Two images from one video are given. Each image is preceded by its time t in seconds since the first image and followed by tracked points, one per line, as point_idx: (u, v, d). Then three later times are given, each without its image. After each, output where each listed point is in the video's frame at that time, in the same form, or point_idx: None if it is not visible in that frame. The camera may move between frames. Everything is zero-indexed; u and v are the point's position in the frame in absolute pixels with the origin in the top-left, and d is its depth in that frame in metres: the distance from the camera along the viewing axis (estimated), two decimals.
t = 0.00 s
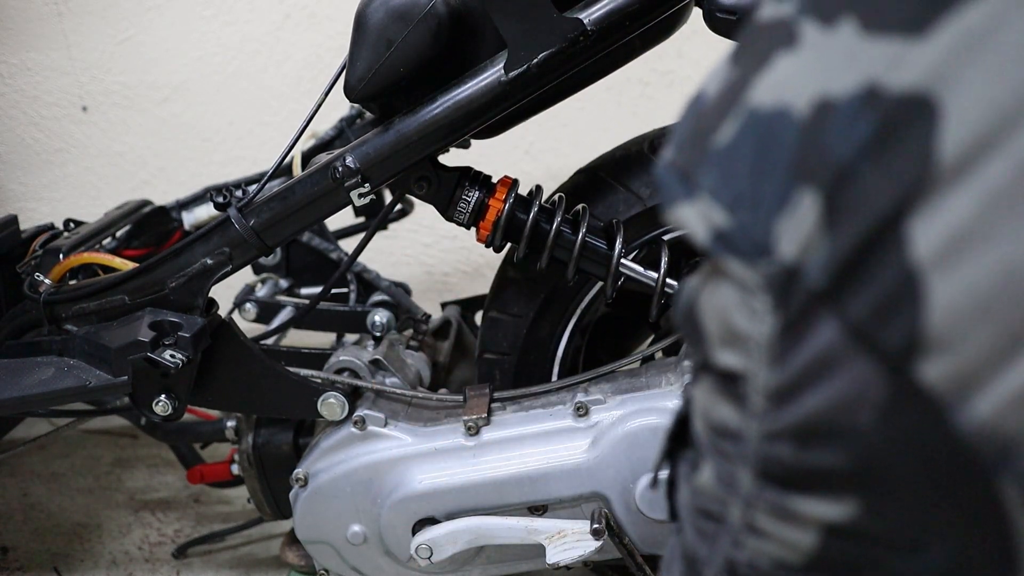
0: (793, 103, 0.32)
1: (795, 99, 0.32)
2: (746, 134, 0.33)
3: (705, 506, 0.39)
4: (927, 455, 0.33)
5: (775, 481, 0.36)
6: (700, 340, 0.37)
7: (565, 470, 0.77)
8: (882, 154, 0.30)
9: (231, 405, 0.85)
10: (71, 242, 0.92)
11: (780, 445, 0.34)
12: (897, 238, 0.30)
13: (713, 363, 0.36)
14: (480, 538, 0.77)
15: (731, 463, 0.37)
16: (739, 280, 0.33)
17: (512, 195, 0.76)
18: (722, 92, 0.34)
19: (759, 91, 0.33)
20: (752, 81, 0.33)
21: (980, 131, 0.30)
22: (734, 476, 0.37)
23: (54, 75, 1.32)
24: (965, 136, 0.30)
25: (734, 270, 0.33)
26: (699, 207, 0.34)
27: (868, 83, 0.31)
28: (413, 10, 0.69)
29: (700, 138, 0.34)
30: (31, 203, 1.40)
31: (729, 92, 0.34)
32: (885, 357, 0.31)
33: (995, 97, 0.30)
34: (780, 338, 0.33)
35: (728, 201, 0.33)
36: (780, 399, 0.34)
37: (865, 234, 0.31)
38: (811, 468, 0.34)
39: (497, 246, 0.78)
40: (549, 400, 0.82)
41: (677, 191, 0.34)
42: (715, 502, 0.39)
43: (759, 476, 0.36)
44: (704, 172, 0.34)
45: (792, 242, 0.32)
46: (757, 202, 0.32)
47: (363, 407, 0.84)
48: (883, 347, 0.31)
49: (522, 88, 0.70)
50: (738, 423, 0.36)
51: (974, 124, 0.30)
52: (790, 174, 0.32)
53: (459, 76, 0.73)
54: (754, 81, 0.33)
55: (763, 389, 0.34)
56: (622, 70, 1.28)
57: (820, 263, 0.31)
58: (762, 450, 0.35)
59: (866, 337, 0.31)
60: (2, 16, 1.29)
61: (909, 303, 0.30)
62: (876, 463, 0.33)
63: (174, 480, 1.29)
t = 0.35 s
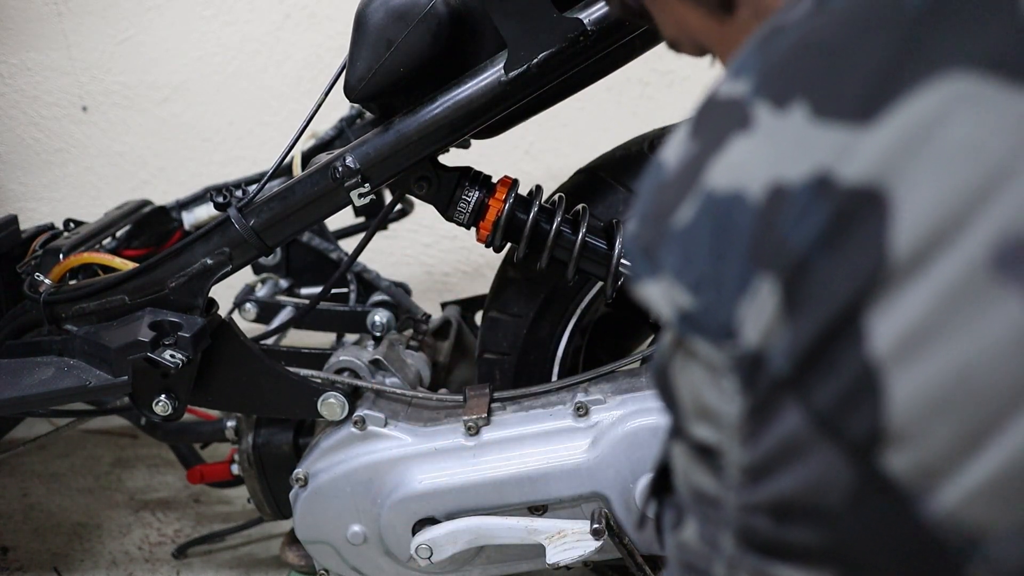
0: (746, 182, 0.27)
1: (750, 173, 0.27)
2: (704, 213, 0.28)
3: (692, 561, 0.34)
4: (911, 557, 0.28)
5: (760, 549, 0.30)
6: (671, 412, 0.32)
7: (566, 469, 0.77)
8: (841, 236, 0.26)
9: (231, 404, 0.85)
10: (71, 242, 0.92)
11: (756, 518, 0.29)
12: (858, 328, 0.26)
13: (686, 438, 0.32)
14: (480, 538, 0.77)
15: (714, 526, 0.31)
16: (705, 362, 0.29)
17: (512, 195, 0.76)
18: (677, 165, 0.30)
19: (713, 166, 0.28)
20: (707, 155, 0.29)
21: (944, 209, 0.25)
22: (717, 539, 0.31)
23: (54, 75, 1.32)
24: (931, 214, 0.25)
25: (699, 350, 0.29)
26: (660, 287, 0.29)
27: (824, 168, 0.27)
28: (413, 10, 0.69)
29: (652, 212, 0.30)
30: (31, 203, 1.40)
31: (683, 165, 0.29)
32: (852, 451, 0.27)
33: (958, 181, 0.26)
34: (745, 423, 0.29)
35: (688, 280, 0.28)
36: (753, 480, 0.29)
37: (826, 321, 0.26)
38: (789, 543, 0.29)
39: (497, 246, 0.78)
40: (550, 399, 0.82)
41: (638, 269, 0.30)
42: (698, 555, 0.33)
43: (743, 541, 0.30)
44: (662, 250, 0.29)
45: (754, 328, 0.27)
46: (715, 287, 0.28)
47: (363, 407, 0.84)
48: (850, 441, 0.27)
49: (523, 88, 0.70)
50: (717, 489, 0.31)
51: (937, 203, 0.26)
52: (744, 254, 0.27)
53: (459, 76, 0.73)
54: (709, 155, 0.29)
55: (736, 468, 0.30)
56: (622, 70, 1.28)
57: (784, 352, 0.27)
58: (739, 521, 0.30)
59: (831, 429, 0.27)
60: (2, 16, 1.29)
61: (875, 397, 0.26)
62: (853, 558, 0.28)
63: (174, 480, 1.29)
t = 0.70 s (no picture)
0: (723, 189, 0.28)
1: (729, 180, 0.28)
2: (689, 220, 0.28)
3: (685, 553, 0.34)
4: (883, 543, 0.29)
5: (748, 540, 0.31)
6: (662, 407, 0.33)
7: (566, 469, 0.77)
8: (814, 241, 0.26)
9: (231, 404, 0.85)
10: (71, 242, 0.92)
11: (743, 510, 0.30)
12: (833, 331, 0.26)
13: (677, 433, 0.32)
14: (480, 538, 0.77)
15: (705, 519, 0.32)
16: (693, 362, 0.29)
17: (513, 195, 0.76)
18: (664, 172, 0.30)
19: (697, 175, 0.28)
20: (693, 163, 0.29)
21: (913, 214, 0.26)
22: (706, 530, 0.32)
23: (54, 75, 1.32)
24: (902, 219, 0.26)
25: (686, 351, 0.29)
26: (647, 291, 0.30)
27: (800, 174, 0.27)
28: (413, 10, 0.68)
29: (641, 217, 0.30)
30: (31, 203, 1.40)
31: (670, 173, 0.29)
32: (826, 447, 0.27)
33: (928, 186, 0.26)
34: (729, 421, 0.29)
35: (676, 283, 0.28)
36: (738, 475, 0.30)
37: (803, 323, 0.26)
38: (772, 534, 0.30)
39: (497, 246, 0.78)
40: (550, 400, 0.82)
41: (625, 273, 0.31)
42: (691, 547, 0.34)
43: (733, 530, 0.31)
44: (650, 256, 0.29)
45: (735, 328, 0.28)
46: (696, 290, 0.28)
47: (363, 407, 0.84)
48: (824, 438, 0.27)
49: (523, 88, 0.70)
50: (707, 483, 0.31)
51: (906, 207, 0.26)
52: (723, 257, 0.27)
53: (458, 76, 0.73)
54: (694, 163, 0.29)
55: (723, 464, 0.30)
56: (621, 70, 1.28)
57: (762, 356, 0.27)
58: (727, 515, 0.31)
59: (806, 426, 0.27)
60: (2, 16, 1.29)
61: (847, 396, 0.27)
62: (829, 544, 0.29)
63: (174, 480, 1.29)
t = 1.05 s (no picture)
0: (745, 184, 0.27)
1: (751, 177, 0.27)
2: (705, 216, 0.28)
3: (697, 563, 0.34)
4: (920, 552, 0.28)
5: (767, 551, 0.30)
6: (675, 414, 0.32)
7: (566, 469, 0.77)
8: (847, 241, 0.26)
9: (231, 404, 0.85)
10: (71, 242, 0.92)
11: (767, 521, 0.29)
12: (867, 334, 0.26)
13: (691, 440, 0.31)
14: (480, 538, 0.77)
15: (721, 529, 0.31)
16: (709, 366, 0.29)
17: (512, 195, 0.76)
18: (678, 167, 0.29)
19: (715, 170, 0.28)
20: (709, 158, 0.28)
21: (951, 216, 0.25)
22: (724, 542, 0.32)
23: (54, 75, 1.32)
24: (939, 220, 0.25)
25: (703, 354, 0.29)
26: (660, 291, 0.29)
27: (826, 170, 0.26)
28: (412, 11, 0.68)
29: (651, 216, 0.29)
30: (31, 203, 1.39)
31: (683, 169, 0.29)
32: (863, 454, 0.27)
33: (967, 187, 0.25)
34: (753, 425, 0.29)
35: (689, 284, 0.28)
36: (760, 484, 0.29)
37: (835, 326, 0.26)
38: (798, 546, 0.29)
39: (497, 246, 0.78)
40: (549, 399, 0.82)
41: (638, 273, 0.30)
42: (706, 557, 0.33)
43: (750, 544, 0.30)
44: (663, 253, 0.29)
45: (758, 332, 0.27)
46: (716, 290, 0.28)
47: (363, 407, 0.84)
48: (859, 444, 0.27)
49: (523, 88, 0.70)
50: (723, 493, 0.31)
51: (944, 209, 0.25)
52: (746, 257, 0.27)
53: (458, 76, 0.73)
54: (710, 158, 0.28)
55: (744, 472, 0.29)
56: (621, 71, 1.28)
57: (790, 359, 0.27)
58: (748, 526, 0.30)
59: (841, 432, 0.27)
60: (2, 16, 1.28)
61: (884, 401, 0.26)
62: (863, 555, 0.29)
63: (174, 480, 1.29)
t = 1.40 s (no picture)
0: (760, 263, 0.25)
1: (765, 256, 0.25)
2: (711, 294, 0.25)
3: None
4: None
5: None
6: (690, 492, 0.29)
7: (566, 469, 0.77)
8: (879, 332, 0.23)
9: (230, 404, 0.85)
10: (71, 242, 0.92)
11: None
12: (907, 436, 0.23)
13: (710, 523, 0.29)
14: (480, 538, 0.77)
15: None
16: (724, 454, 0.26)
17: (512, 195, 0.76)
18: (679, 237, 0.27)
19: (723, 245, 0.26)
20: (717, 231, 0.26)
21: (1002, 306, 0.22)
22: None
23: (54, 75, 1.32)
24: (987, 310, 0.22)
25: (716, 441, 0.26)
26: (664, 371, 0.27)
27: (849, 250, 0.23)
28: (413, 10, 0.68)
29: (651, 287, 0.27)
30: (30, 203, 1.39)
31: (686, 239, 0.27)
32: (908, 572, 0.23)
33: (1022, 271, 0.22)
34: (775, 525, 0.25)
35: (698, 367, 0.26)
36: None
37: (868, 429, 0.23)
38: None
39: (497, 246, 0.78)
40: (550, 399, 0.82)
41: (639, 350, 0.28)
42: None
43: None
44: (667, 331, 0.26)
45: (778, 427, 0.24)
46: (728, 375, 0.25)
47: (363, 407, 0.84)
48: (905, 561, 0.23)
49: (523, 88, 0.70)
50: None
51: (993, 297, 0.22)
52: (760, 341, 0.24)
53: (458, 76, 0.73)
54: (720, 230, 0.26)
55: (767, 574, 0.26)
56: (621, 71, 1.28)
57: (815, 457, 0.24)
58: None
59: (881, 545, 0.23)
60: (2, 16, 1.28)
61: (929, 512, 0.23)
62: None
63: (174, 480, 1.29)
